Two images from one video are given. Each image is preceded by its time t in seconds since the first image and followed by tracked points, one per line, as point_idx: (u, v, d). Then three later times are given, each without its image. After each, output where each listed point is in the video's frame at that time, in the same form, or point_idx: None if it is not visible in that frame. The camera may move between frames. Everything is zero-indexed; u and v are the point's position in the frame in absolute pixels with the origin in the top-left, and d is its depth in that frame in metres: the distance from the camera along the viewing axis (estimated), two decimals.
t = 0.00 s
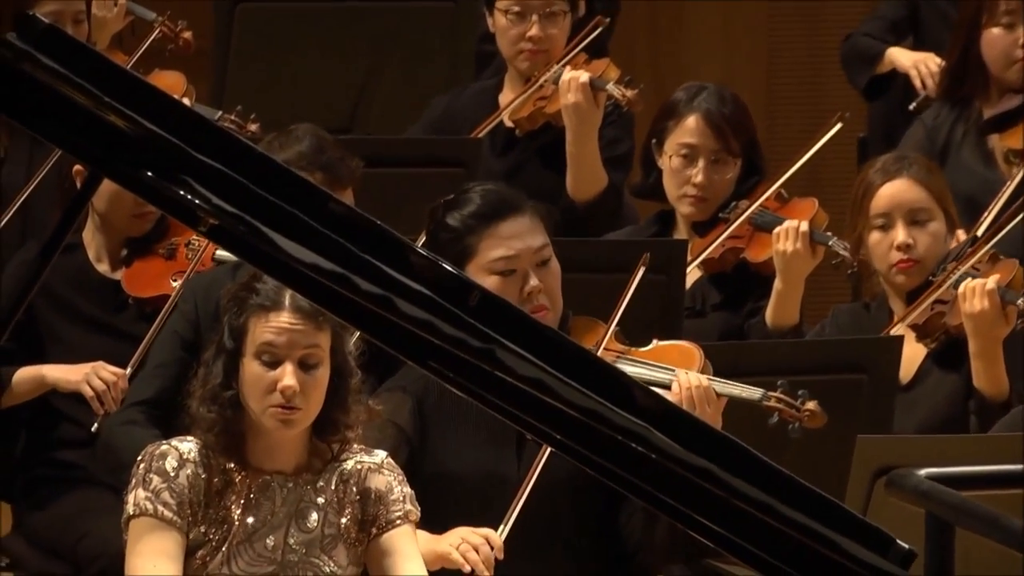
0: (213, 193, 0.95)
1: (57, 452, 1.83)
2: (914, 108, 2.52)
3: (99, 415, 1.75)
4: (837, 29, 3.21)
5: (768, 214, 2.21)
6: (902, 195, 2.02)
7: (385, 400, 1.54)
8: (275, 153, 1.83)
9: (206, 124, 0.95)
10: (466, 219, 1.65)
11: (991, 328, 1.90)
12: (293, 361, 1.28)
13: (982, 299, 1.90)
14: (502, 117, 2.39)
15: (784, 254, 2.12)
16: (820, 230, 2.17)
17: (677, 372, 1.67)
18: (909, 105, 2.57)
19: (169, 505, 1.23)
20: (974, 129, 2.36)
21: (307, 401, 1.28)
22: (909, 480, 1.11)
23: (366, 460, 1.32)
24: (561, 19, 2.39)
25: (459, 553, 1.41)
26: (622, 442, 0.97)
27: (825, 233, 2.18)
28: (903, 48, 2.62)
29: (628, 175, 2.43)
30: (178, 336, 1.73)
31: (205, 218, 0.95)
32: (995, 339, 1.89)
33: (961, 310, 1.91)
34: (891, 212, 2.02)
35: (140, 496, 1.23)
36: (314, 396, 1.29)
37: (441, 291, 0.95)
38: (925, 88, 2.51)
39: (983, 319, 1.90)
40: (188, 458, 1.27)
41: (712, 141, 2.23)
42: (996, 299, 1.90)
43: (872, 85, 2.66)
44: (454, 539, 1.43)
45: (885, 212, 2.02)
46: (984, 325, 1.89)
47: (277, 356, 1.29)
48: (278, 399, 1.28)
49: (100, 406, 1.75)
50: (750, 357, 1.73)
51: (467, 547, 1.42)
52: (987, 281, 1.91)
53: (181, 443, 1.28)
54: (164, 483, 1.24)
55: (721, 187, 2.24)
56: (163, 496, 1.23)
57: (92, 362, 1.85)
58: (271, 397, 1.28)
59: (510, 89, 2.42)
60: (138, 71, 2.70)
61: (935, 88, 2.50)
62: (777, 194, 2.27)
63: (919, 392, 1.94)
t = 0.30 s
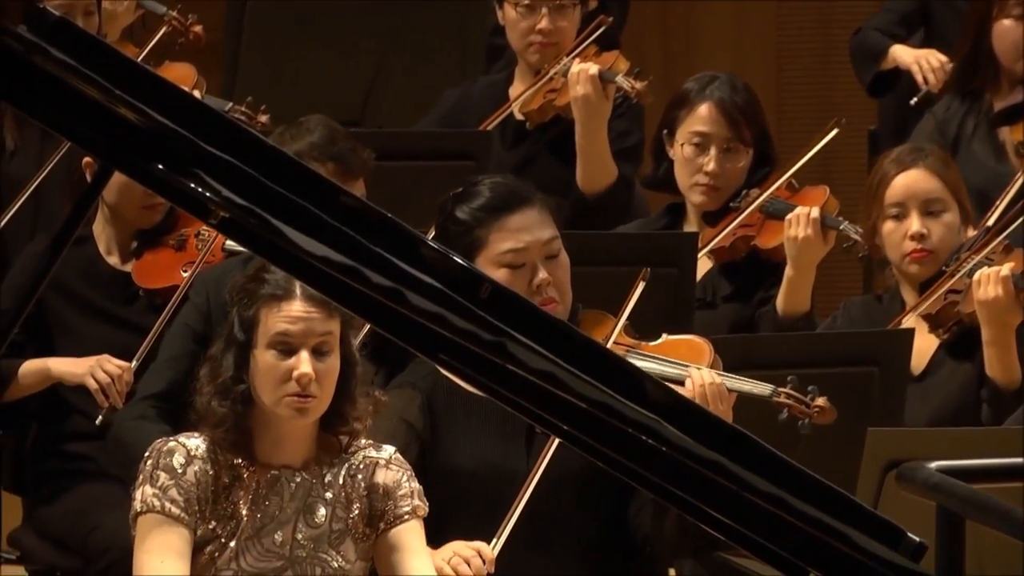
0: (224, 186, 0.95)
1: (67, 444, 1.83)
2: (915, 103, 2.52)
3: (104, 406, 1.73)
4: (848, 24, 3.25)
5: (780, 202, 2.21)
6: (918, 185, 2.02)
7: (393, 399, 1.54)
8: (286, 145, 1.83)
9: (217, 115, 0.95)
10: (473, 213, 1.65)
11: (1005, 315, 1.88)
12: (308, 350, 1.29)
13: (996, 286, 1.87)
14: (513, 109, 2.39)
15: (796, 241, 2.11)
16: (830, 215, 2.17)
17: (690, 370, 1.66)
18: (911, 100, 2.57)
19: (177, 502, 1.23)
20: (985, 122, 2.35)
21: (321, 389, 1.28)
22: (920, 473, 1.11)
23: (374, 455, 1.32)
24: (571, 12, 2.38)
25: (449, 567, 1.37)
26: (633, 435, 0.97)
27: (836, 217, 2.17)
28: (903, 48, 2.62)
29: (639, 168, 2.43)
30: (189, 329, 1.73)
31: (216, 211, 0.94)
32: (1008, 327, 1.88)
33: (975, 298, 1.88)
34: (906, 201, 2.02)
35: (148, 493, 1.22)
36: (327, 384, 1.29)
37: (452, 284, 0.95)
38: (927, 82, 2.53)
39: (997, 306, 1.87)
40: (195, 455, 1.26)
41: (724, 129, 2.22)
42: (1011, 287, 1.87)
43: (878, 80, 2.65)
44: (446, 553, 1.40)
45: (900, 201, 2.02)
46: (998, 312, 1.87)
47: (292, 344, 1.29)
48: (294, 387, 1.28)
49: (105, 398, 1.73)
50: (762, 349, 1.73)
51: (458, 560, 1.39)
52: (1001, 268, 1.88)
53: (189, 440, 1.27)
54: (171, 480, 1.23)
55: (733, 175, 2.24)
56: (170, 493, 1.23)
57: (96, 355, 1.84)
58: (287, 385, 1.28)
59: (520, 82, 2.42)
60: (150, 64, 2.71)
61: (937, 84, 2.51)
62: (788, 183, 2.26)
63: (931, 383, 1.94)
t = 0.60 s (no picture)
0: (236, 178, 0.95)
1: (81, 436, 1.84)
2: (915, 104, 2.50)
3: (111, 404, 1.73)
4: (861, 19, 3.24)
5: (793, 195, 2.20)
6: (932, 179, 2.01)
7: (402, 396, 1.55)
8: (301, 139, 1.83)
9: (229, 108, 0.95)
10: (487, 209, 1.65)
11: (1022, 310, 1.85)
12: (323, 337, 1.30)
13: (1012, 283, 1.85)
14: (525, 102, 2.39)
15: (810, 234, 2.10)
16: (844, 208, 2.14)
17: (702, 374, 1.64)
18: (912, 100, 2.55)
19: (189, 499, 1.22)
20: (997, 115, 2.35)
21: (338, 376, 1.29)
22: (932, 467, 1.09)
23: (386, 449, 1.32)
24: (582, 4, 2.37)
25: None
26: (644, 428, 0.96)
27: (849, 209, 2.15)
28: (905, 49, 2.60)
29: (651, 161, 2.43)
30: (201, 323, 1.73)
31: (228, 203, 0.95)
32: None
33: (992, 295, 1.86)
34: (920, 196, 2.01)
35: (159, 490, 1.22)
36: (342, 372, 1.30)
37: (463, 275, 0.95)
38: (928, 83, 2.49)
39: (1012, 303, 1.85)
40: (205, 451, 1.25)
41: (737, 122, 2.22)
42: None
43: (884, 79, 2.64)
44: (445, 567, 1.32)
45: (914, 195, 2.02)
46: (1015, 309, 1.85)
47: (308, 334, 1.30)
48: (311, 374, 1.28)
49: (113, 396, 1.73)
50: (776, 342, 1.71)
51: None
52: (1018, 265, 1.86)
53: (199, 436, 1.27)
54: (182, 477, 1.23)
55: (746, 167, 2.23)
56: (182, 490, 1.22)
57: (106, 351, 1.85)
58: (304, 373, 1.28)
59: (532, 75, 2.42)
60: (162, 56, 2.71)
61: (938, 85, 2.47)
62: (802, 176, 2.26)
63: (945, 377, 1.94)
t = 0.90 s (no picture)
0: (249, 171, 0.95)
1: (94, 429, 1.84)
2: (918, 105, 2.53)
3: (121, 403, 1.75)
4: (879, 10, 3.24)
5: (807, 189, 2.21)
6: (944, 176, 2.01)
7: (413, 391, 1.54)
8: (317, 135, 1.83)
9: (243, 100, 0.95)
10: (502, 206, 1.64)
11: None
12: (338, 324, 1.29)
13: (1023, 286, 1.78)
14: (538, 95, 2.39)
15: (824, 230, 2.11)
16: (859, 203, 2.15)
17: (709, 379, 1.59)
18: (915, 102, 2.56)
19: (203, 494, 1.23)
20: (1011, 108, 2.34)
21: (354, 363, 1.29)
22: (944, 461, 1.04)
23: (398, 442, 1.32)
24: None
25: None
26: (657, 421, 0.96)
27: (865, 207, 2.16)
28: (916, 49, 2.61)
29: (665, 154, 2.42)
30: (216, 318, 1.73)
31: (240, 196, 0.94)
32: None
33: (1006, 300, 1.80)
34: (933, 193, 2.01)
35: (173, 486, 1.22)
36: (358, 359, 1.29)
37: (476, 269, 0.95)
38: (931, 84, 2.51)
39: None
40: (219, 446, 1.26)
41: (751, 117, 2.21)
42: None
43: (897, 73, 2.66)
44: None
45: (927, 194, 2.01)
46: None
47: (323, 323, 1.29)
48: (327, 362, 1.28)
49: (123, 395, 1.75)
50: (793, 335, 1.70)
51: None
52: None
53: (212, 431, 1.27)
54: (196, 472, 1.23)
55: (759, 162, 2.22)
56: (196, 486, 1.22)
57: (116, 351, 1.85)
58: (319, 362, 1.28)
59: (545, 68, 2.42)
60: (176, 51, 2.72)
61: (940, 87, 2.49)
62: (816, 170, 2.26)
63: (961, 371, 1.93)
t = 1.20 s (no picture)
0: (261, 163, 0.95)
1: (107, 422, 1.85)
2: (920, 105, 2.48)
3: (131, 402, 1.77)
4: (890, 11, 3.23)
5: (821, 184, 2.20)
6: (956, 172, 2.00)
7: (420, 382, 1.54)
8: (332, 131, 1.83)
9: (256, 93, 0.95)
10: (516, 200, 1.64)
11: None
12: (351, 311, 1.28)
13: None
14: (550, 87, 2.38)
15: (839, 227, 2.10)
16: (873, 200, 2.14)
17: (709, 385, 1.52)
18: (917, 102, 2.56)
19: (217, 488, 1.23)
20: None
21: (367, 351, 1.28)
22: (957, 453, 1.01)
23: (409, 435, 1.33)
24: None
25: None
26: (669, 413, 0.97)
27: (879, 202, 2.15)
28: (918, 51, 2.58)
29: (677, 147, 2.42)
30: (227, 312, 1.73)
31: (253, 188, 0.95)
32: None
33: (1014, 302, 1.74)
34: (945, 189, 2.00)
35: (187, 480, 1.22)
36: (371, 346, 1.28)
37: (487, 261, 0.95)
38: (934, 85, 2.50)
39: None
40: (231, 440, 1.26)
41: (762, 114, 2.20)
42: None
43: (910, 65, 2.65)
44: None
45: (938, 189, 2.00)
46: None
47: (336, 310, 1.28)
48: (340, 350, 1.27)
49: (133, 394, 1.76)
50: (803, 327, 1.70)
51: None
52: None
53: (224, 425, 1.27)
54: (210, 466, 1.23)
55: (770, 158, 2.22)
56: (210, 480, 1.22)
57: (127, 351, 1.85)
58: (332, 350, 1.27)
59: (557, 61, 2.41)
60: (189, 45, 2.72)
61: (945, 87, 2.48)
62: (829, 165, 2.26)
63: (973, 365, 1.93)
